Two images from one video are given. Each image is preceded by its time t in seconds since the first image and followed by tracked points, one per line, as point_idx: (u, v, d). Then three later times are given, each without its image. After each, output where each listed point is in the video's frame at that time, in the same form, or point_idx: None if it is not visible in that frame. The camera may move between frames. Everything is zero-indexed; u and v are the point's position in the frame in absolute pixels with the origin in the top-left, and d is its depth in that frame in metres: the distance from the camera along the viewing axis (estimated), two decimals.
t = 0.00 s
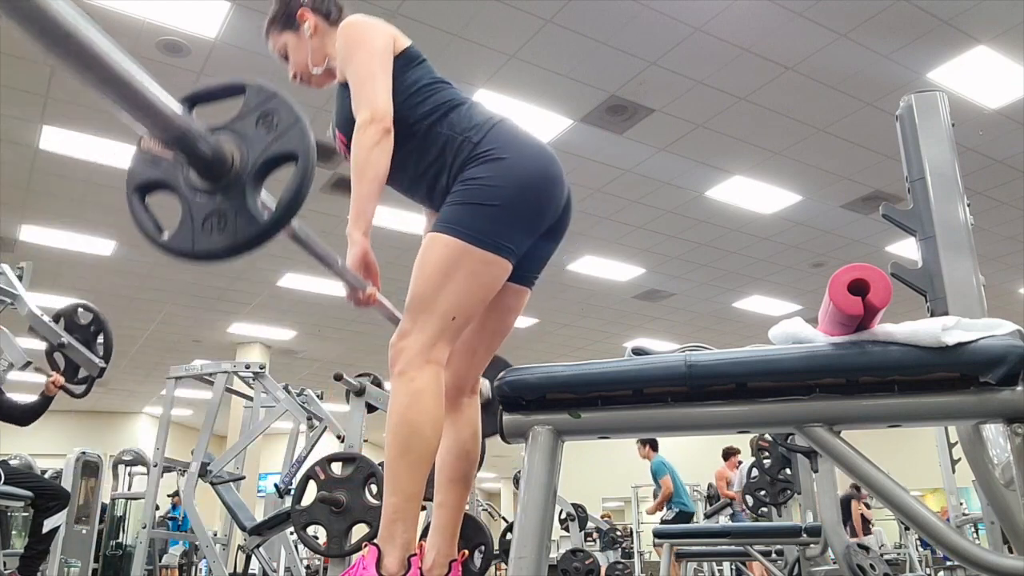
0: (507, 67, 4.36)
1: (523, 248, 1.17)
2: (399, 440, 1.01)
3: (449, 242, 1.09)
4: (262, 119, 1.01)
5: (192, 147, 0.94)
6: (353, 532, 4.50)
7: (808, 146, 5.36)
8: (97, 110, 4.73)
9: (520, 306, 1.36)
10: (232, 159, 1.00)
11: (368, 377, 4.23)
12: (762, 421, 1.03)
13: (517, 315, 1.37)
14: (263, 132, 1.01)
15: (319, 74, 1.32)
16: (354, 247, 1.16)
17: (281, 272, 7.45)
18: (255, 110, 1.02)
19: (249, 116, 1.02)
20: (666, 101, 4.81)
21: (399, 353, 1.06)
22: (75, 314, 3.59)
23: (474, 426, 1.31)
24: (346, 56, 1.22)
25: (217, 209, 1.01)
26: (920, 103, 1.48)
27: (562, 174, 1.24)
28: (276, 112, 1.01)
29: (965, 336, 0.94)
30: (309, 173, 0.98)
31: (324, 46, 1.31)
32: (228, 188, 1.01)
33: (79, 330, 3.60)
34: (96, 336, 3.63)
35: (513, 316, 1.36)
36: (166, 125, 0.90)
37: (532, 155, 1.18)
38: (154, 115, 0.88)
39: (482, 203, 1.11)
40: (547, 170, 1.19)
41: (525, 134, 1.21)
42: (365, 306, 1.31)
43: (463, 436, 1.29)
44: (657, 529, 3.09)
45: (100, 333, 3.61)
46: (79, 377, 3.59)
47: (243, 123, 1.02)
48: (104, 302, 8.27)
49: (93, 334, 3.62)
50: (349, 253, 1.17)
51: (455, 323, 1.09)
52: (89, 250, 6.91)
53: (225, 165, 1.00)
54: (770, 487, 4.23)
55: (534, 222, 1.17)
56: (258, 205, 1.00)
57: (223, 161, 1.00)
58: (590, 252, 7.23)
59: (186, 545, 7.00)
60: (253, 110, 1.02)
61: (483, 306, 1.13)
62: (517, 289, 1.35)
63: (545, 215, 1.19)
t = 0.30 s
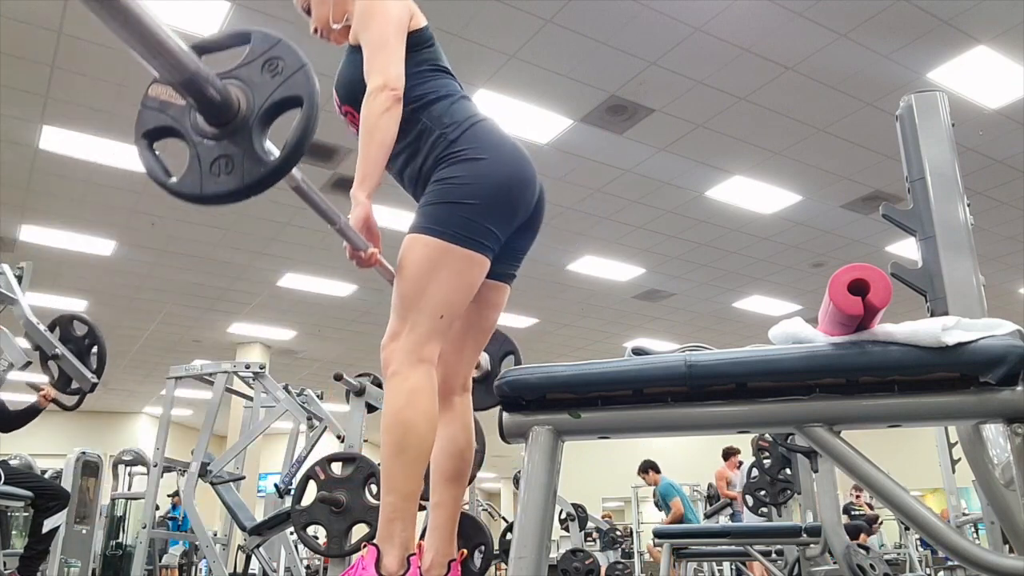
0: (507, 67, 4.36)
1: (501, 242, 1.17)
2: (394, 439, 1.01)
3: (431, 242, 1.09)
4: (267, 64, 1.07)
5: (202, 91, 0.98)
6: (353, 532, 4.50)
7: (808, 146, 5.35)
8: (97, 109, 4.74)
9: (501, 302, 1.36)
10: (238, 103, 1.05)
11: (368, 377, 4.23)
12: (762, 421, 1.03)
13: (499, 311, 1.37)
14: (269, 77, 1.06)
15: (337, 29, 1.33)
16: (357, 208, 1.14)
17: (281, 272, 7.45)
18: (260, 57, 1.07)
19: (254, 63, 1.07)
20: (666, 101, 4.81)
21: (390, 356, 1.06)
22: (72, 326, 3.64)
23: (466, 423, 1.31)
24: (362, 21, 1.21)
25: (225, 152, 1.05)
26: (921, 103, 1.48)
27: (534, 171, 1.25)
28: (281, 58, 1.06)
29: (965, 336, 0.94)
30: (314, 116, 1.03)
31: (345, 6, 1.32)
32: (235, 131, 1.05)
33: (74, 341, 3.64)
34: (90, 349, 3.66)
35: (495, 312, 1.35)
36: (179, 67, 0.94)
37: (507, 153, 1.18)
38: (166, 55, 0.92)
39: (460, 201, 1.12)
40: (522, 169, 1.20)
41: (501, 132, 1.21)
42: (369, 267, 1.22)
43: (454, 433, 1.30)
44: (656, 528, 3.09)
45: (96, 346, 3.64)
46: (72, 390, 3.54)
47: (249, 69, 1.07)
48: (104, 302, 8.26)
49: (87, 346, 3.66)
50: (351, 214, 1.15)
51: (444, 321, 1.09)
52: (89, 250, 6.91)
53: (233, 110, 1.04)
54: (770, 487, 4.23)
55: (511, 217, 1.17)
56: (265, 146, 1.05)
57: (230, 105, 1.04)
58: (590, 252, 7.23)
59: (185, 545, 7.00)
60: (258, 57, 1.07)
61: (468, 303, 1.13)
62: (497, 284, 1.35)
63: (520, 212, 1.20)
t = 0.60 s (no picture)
0: (507, 67, 4.37)
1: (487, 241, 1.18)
2: (391, 439, 1.01)
3: (421, 242, 1.09)
4: (275, 46, 1.10)
5: (211, 71, 1.00)
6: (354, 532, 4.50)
7: (808, 146, 5.35)
8: (97, 109, 4.74)
9: (489, 299, 1.36)
10: (247, 84, 1.07)
11: (368, 377, 4.23)
12: (762, 421, 1.03)
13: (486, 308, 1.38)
14: (277, 59, 1.09)
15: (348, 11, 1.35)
16: (362, 191, 1.14)
17: (281, 272, 7.45)
18: (269, 39, 1.11)
19: (262, 44, 1.11)
20: (666, 101, 4.81)
21: (385, 356, 1.06)
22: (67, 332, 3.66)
23: (460, 421, 1.31)
24: (372, 8, 1.22)
25: (231, 132, 1.07)
26: (920, 103, 1.48)
27: (517, 172, 1.25)
28: (288, 40, 1.10)
29: (965, 337, 0.94)
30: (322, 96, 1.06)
31: None
32: (242, 111, 1.07)
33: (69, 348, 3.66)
34: (85, 357, 3.67)
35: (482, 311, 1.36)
36: (188, 46, 0.96)
37: (492, 153, 1.19)
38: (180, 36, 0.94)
39: (449, 200, 1.12)
40: (506, 170, 1.20)
41: (486, 132, 1.22)
42: (372, 252, 1.18)
43: (448, 432, 1.29)
44: (656, 529, 3.09)
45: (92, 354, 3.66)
46: (66, 398, 3.53)
47: (257, 51, 1.11)
48: (104, 302, 8.26)
49: (82, 355, 3.67)
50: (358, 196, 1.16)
51: (437, 321, 1.09)
52: (89, 250, 6.91)
53: (241, 90, 1.06)
54: (770, 487, 4.23)
55: (495, 217, 1.18)
56: (272, 126, 1.07)
57: (239, 87, 1.06)
58: (590, 252, 7.23)
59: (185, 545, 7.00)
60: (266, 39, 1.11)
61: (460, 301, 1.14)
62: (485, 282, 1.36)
63: (505, 210, 1.21)
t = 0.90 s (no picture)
0: (507, 67, 4.36)
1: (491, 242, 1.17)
2: (391, 439, 1.01)
3: (423, 242, 1.09)
4: (274, 54, 1.11)
5: (211, 81, 1.01)
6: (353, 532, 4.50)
7: (808, 146, 5.35)
8: (97, 109, 4.73)
9: (493, 301, 1.37)
10: (247, 94, 1.09)
11: (368, 377, 4.23)
12: (762, 421, 1.03)
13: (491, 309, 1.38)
14: (276, 68, 1.11)
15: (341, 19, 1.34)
16: (361, 199, 1.13)
17: (281, 272, 7.45)
18: (268, 48, 1.12)
19: (261, 53, 1.12)
20: (666, 101, 4.81)
21: (385, 355, 1.06)
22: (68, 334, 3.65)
23: (461, 423, 1.31)
24: (367, 11, 1.22)
25: (233, 142, 1.08)
26: (920, 103, 1.48)
27: (523, 172, 1.25)
28: (287, 49, 1.11)
29: (965, 336, 0.94)
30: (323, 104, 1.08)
31: None
32: (244, 121, 1.08)
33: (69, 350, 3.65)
34: (84, 358, 3.67)
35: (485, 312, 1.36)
36: (188, 56, 0.96)
37: (497, 154, 1.19)
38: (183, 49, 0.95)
39: (451, 201, 1.12)
40: (510, 169, 1.20)
41: (491, 133, 1.21)
42: (372, 260, 1.21)
43: (448, 432, 1.29)
44: (656, 529, 3.09)
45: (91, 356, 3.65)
46: (65, 399, 3.55)
47: (256, 60, 1.12)
48: (104, 302, 8.26)
49: (82, 357, 3.68)
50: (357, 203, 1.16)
51: (438, 321, 1.09)
52: (89, 250, 6.91)
53: (242, 100, 1.08)
54: (770, 487, 4.23)
55: (499, 216, 1.18)
56: (273, 136, 1.09)
57: (239, 97, 1.08)
58: (590, 252, 7.23)
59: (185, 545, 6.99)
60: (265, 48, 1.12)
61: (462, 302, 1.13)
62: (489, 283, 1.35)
63: (511, 211, 1.21)
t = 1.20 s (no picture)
0: (507, 67, 4.36)
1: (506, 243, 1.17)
2: (397, 439, 1.01)
3: (438, 241, 1.09)
4: (270, 78, 1.08)
5: (205, 106, 0.99)
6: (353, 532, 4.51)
7: (808, 146, 5.36)
8: (97, 110, 4.73)
9: (507, 303, 1.37)
10: (243, 119, 1.06)
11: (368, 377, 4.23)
12: (762, 421, 1.03)
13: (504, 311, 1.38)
14: (272, 92, 1.07)
15: (326, 45, 1.33)
16: (358, 219, 1.15)
17: (281, 272, 7.45)
18: (263, 71, 1.08)
19: (257, 78, 1.08)
20: (666, 101, 4.81)
21: (394, 353, 1.06)
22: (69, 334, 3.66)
23: (468, 426, 1.32)
24: (355, 31, 1.22)
25: (229, 168, 1.06)
26: (920, 103, 1.48)
27: (541, 172, 1.24)
28: (283, 72, 1.07)
29: (965, 336, 0.94)
30: (320, 129, 1.05)
31: (333, 19, 1.32)
32: (241, 147, 1.06)
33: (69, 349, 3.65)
34: (85, 358, 3.67)
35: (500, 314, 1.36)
36: (183, 83, 0.95)
37: (513, 155, 1.18)
38: (175, 77, 0.93)
39: (465, 201, 1.12)
40: (526, 169, 1.19)
41: (507, 134, 1.21)
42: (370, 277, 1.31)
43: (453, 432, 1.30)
44: (656, 529, 3.09)
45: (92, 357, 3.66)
46: (65, 399, 3.55)
47: (252, 84, 1.08)
48: (104, 302, 8.26)
49: (82, 357, 3.68)
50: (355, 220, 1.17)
51: (449, 322, 1.09)
52: (89, 249, 6.91)
53: (238, 125, 1.05)
54: (770, 487, 4.23)
55: (515, 217, 1.17)
56: (269, 161, 1.06)
57: (235, 122, 1.05)
58: (590, 252, 7.23)
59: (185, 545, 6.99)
60: (261, 72, 1.08)
61: (474, 303, 1.13)
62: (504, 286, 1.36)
63: (527, 212, 1.20)
